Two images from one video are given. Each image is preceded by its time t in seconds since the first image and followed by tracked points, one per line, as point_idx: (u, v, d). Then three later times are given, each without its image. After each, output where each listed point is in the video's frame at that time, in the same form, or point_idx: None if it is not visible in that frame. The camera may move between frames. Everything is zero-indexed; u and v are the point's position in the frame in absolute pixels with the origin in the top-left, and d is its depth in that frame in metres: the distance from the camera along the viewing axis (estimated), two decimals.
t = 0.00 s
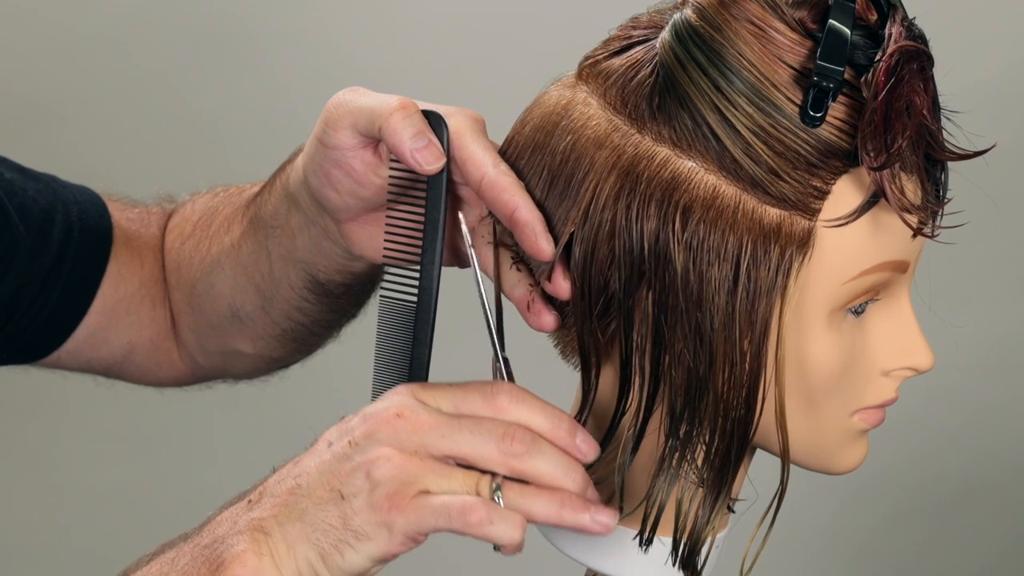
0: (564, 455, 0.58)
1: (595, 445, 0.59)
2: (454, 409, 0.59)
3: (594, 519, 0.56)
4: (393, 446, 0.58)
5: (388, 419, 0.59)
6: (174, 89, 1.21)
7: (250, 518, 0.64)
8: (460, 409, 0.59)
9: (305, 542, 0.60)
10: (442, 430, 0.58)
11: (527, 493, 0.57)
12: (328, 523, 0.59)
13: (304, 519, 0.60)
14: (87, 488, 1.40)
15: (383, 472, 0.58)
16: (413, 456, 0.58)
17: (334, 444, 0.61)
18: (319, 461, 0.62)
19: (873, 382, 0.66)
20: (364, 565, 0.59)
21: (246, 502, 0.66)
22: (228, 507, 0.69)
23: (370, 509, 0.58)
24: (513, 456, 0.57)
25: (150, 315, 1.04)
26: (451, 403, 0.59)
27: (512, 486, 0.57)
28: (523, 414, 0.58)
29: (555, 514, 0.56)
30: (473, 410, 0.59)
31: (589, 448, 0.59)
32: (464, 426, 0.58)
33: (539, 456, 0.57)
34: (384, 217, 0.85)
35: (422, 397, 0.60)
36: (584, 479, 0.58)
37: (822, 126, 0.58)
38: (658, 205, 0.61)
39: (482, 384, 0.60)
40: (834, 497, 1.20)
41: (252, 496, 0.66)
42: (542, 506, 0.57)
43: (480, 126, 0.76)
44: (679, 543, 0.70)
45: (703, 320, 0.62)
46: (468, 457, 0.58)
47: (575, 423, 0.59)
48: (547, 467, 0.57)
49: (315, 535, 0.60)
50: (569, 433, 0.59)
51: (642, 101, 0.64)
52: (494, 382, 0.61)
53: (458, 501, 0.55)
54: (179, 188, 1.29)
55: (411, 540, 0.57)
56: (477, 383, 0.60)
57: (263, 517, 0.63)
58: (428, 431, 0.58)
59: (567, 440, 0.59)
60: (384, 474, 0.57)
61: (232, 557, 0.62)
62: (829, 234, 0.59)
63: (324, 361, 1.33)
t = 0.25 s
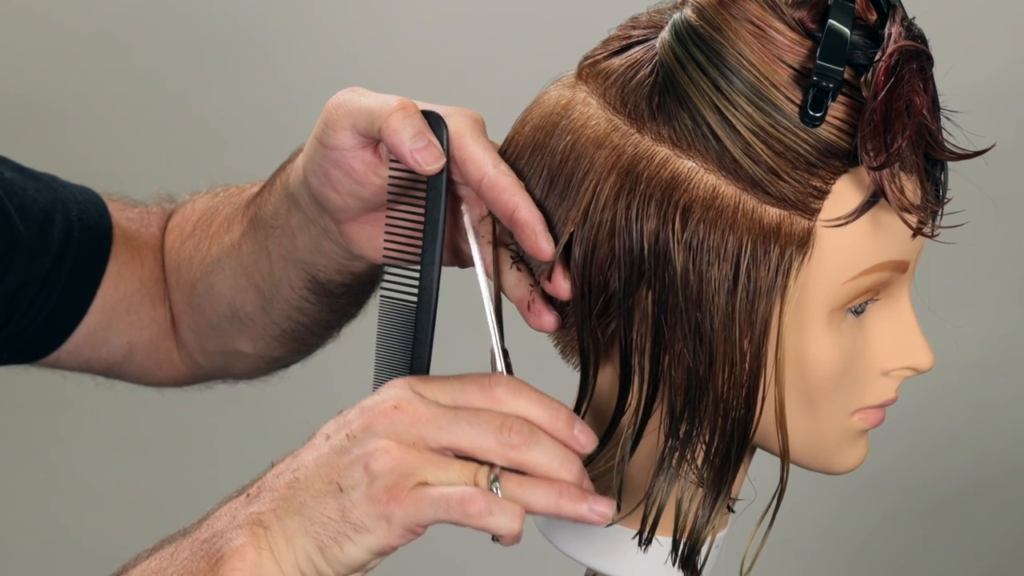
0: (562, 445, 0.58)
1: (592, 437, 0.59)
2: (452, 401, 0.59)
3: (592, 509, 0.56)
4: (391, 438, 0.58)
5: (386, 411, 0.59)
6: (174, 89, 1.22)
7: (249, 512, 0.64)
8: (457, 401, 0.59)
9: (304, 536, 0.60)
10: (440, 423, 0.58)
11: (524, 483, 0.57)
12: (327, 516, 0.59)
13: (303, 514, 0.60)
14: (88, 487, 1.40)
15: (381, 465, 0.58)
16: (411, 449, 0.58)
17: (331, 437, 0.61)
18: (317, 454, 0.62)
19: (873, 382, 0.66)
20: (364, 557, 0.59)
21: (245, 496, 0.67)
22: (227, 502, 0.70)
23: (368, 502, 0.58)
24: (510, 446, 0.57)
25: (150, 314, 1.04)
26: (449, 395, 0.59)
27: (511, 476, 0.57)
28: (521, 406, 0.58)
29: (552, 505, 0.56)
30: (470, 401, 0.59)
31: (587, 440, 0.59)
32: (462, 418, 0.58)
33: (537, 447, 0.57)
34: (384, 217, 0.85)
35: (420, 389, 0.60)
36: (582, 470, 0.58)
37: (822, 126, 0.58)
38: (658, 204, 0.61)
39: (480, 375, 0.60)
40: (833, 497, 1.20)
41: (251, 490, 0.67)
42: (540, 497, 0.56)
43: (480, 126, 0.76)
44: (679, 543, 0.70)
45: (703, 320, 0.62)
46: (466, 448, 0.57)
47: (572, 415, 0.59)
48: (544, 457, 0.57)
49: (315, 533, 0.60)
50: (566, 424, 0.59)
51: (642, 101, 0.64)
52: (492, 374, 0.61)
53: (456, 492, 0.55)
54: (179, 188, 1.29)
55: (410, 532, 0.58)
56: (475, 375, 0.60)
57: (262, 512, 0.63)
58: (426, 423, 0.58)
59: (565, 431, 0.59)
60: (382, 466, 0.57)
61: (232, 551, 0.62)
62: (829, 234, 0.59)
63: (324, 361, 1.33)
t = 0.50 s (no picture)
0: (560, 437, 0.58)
1: (590, 428, 0.59)
2: (449, 394, 0.59)
3: (591, 501, 0.56)
4: (389, 432, 0.58)
5: (384, 405, 0.58)
6: (175, 89, 1.22)
7: (247, 507, 0.64)
8: (454, 393, 0.59)
9: (302, 529, 0.60)
10: (438, 416, 0.58)
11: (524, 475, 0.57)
12: (325, 509, 0.59)
13: (301, 507, 0.60)
14: (88, 486, 1.40)
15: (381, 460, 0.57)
16: (408, 441, 0.58)
17: (330, 432, 0.61)
18: (315, 449, 0.62)
19: (873, 382, 0.66)
20: (363, 551, 0.59)
21: (244, 492, 0.67)
22: (226, 498, 0.70)
23: (368, 495, 0.58)
24: (509, 439, 0.57)
25: (150, 314, 1.04)
26: (446, 388, 0.59)
27: (510, 469, 0.57)
28: (519, 398, 0.58)
29: (552, 497, 0.57)
30: (467, 393, 0.59)
31: (585, 432, 0.59)
32: (460, 411, 0.58)
33: (535, 439, 0.57)
34: (384, 217, 0.85)
35: (417, 382, 0.59)
36: (580, 461, 0.58)
37: (823, 126, 0.58)
38: (658, 205, 0.61)
39: (477, 368, 0.60)
40: (833, 496, 1.20)
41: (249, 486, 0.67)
42: (539, 489, 0.56)
43: (480, 126, 0.76)
44: (679, 543, 0.70)
45: (703, 320, 0.62)
46: (465, 440, 0.57)
47: (570, 406, 0.60)
48: (543, 449, 0.57)
49: (315, 532, 0.60)
50: (565, 415, 0.59)
51: (642, 101, 0.64)
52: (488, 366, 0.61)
53: (455, 485, 0.55)
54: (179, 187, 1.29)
55: (409, 525, 0.58)
56: (473, 368, 0.60)
57: (261, 507, 0.63)
58: (424, 416, 0.58)
59: (563, 422, 0.59)
60: (380, 459, 0.57)
61: (231, 545, 0.62)
62: (829, 234, 0.59)
63: (324, 361, 1.33)
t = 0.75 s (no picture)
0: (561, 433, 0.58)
1: (593, 424, 0.59)
2: (451, 390, 0.59)
3: (593, 499, 0.56)
4: (389, 428, 0.58)
5: (384, 400, 0.58)
6: (175, 89, 1.22)
7: (246, 502, 0.64)
8: (456, 390, 0.59)
9: (301, 525, 0.60)
10: (438, 412, 0.58)
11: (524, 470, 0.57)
12: (324, 504, 0.59)
13: (300, 502, 0.60)
14: (88, 487, 1.40)
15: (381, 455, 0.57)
16: (409, 437, 0.58)
17: (330, 426, 0.61)
18: (315, 443, 0.61)
19: (873, 382, 0.66)
20: (361, 547, 0.59)
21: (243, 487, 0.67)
22: (225, 493, 0.70)
23: (366, 490, 0.58)
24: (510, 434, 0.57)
25: (150, 314, 1.04)
26: (448, 384, 0.59)
27: (510, 464, 0.57)
28: (521, 394, 0.58)
29: (552, 493, 0.56)
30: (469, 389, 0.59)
31: (588, 428, 0.59)
32: (460, 407, 0.58)
33: (536, 435, 0.57)
34: (384, 217, 0.85)
35: (418, 378, 0.59)
36: (580, 458, 0.58)
37: (822, 126, 0.58)
38: (658, 205, 0.61)
39: (478, 364, 0.60)
40: (833, 496, 1.20)
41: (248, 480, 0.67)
42: (540, 484, 0.56)
43: (481, 126, 0.76)
44: (679, 543, 0.70)
45: (703, 320, 0.62)
46: (465, 436, 0.57)
47: (572, 402, 0.60)
48: (544, 446, 0.57)
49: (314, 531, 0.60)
50: (566, 412, 0.59)
51: (642, 101, 0.64)
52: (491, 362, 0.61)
53: (454, 478, 0.55)
54: (179, 188, 1.29)
55: (408, 521, 0.58)
56: (474, 363, 0.60)
57: (260, 503, 0.63)
58: (425, 412, 0.58)
59: (564, 418, 0.59)
60: (380, 455, 0.57)
61: (229, 541, 0.62)
62: (829, 234, 0.60)
63: (324, 361, 1.33)
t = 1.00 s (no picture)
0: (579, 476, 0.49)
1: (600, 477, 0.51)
2: (467, 423, 0.50)
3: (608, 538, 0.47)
4: (398, 465, 0.49)
5: (396, 433, 0.50)
6: (175, 89, 1.22)
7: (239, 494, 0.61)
8: (473, 421, 0.50)
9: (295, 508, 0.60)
10: (455, 445, 0.49)
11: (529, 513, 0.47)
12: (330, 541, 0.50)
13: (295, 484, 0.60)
14: (88, 486, 1.40)
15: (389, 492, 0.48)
16: (416, 473, 0.49)
17: (341, 455, 0.51)
18: (326, 472, 0.52)
19: (872, 382, 0.66)
20: None
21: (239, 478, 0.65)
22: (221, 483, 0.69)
23: (378, 528, 0.48)
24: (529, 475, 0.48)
25: (150, 314, 1.04)
26: (467, 416, 0.50)
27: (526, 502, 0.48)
28: (541, 430, 0.50)
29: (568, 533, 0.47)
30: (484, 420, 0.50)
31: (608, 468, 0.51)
32: (477, 440, 0.48)
33: (551, 474, 0.48)
34: (384, 218, 0.85)
35: (434, 409, 0.51)
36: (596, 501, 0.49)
37: (822, 126, 0.58)
38: (657, 205, 0.61)
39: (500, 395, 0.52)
40: (833, 496, 1.20)
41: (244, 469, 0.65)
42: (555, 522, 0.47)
43: (480, 127, 0.76)
44: (678, 543, 0.70)
45: (703, 320, 0.62)
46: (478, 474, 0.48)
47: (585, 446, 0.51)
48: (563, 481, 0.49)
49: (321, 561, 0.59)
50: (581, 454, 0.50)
51: (641, 101, 0.64)
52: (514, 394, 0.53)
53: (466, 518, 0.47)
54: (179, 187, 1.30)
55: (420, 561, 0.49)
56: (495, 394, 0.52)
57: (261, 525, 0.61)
58: (436, 446, 0.49)
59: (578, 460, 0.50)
60: (392, 492, 0.48)
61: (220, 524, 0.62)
62: (828, 234, 0.59)
63: (324, 362, 1.32)
